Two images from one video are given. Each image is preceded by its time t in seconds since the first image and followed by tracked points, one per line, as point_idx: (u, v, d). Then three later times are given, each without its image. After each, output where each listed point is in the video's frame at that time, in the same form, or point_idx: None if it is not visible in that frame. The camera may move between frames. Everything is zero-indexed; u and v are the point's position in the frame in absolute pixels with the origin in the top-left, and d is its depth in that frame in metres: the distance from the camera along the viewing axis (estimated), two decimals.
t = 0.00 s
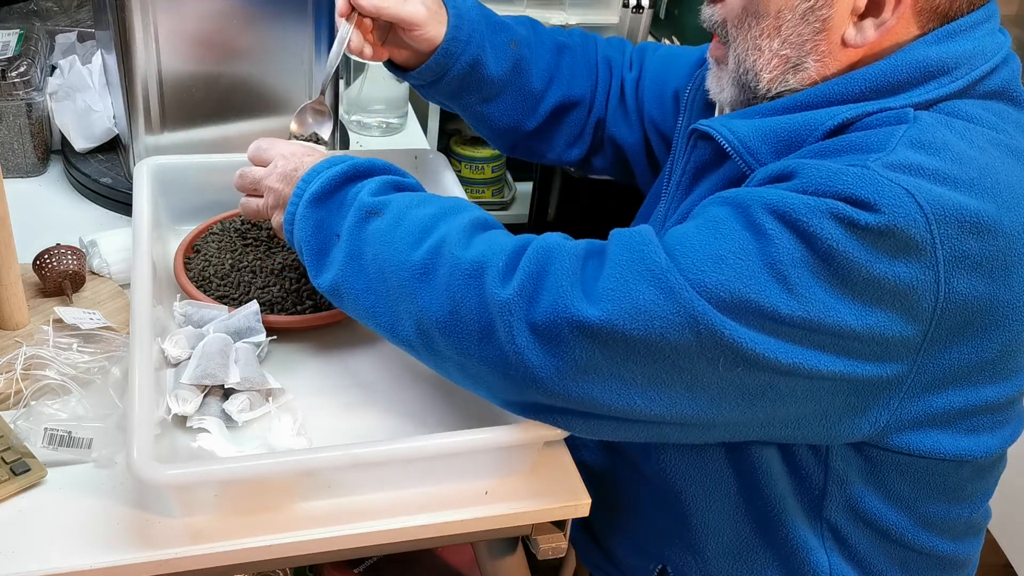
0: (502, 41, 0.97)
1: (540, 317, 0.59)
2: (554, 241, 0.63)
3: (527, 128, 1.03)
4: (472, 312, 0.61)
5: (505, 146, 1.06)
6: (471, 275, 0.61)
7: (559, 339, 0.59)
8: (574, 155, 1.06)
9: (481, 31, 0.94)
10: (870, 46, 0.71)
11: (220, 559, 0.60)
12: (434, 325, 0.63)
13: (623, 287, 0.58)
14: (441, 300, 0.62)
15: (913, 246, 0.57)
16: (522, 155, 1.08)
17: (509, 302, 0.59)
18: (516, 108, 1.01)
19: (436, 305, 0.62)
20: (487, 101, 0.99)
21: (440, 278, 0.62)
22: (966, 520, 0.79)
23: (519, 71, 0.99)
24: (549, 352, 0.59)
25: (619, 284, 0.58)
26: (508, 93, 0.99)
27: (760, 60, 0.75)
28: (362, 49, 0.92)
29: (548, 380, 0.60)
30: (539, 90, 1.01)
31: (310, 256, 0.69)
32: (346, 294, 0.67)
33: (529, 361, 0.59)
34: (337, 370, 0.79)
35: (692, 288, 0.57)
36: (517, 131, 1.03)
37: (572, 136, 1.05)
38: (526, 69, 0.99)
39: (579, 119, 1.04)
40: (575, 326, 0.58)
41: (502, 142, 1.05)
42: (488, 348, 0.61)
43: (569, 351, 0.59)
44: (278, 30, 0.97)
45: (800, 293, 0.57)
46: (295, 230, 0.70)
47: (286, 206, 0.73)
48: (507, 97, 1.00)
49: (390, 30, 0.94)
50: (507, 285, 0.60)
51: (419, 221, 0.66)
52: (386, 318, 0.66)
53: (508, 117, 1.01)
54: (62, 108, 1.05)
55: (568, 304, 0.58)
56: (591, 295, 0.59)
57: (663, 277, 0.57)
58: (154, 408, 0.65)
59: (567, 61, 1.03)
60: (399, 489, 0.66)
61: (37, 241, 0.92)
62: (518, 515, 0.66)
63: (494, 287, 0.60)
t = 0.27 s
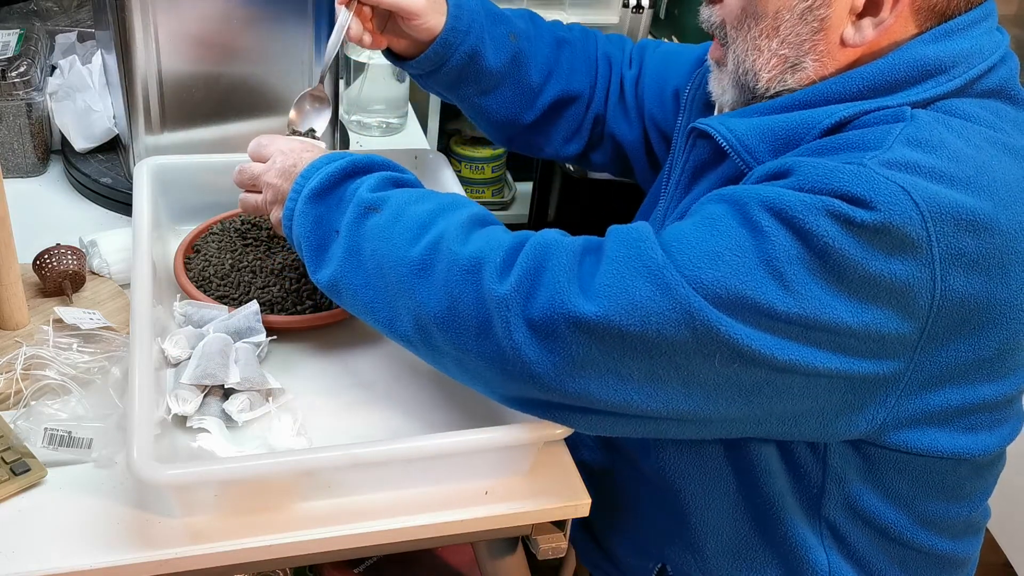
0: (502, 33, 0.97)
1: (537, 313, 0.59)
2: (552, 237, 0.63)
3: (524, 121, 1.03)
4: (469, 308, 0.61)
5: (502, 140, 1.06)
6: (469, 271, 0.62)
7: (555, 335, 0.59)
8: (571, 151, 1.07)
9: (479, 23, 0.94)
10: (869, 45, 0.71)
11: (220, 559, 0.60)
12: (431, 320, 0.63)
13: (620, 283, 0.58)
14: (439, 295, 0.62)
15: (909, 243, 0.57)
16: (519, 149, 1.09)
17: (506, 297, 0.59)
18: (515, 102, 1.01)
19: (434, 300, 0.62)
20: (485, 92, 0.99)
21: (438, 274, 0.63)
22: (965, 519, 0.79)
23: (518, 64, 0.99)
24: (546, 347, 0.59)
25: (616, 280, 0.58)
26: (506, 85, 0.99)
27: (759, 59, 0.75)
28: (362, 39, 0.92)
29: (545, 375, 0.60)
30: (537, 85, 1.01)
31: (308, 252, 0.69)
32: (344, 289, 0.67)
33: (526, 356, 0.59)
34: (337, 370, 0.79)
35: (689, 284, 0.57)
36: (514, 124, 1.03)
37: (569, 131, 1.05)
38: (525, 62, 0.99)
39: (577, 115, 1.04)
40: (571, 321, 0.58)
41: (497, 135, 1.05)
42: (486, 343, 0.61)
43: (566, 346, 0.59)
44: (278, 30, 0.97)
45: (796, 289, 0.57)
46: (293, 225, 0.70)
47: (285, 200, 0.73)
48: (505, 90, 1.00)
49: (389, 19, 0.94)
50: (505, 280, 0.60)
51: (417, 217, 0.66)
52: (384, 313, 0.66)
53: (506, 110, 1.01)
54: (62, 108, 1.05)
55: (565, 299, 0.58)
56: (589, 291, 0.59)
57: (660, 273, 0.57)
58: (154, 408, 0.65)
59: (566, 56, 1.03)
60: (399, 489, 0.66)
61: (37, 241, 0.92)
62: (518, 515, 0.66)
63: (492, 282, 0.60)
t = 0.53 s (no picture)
0: (501, 35, 0.97)
1: (536, 308, 0.59)
2: (551, 233, 0.63)
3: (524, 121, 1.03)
4: (468, 303, 0.61)
5: (501, 138, 1.07)
6: (468, 266, 0.62)
7: (554, 329, 0.59)
8: (569, 150, 1.07)
9: (478, 26, 0.94)
10: (866, 43, 0.71)
11: (220, 559, 0.60)
12: (430, 315, 0.63)
13: (618, 279, 0.58)
14: (438, 290, 0.62)
15: (906, 239, 0.57)
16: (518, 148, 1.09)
17: (505, 292, 0.59)
18: (514, 102, 1.01)
19: (433, 295, 0.62)
20: (485, 94, 0.99)
21: (437, 269, 0.63)
22: (965, 518, 0.79)
23: (518, 65, 0.99)
24: (545, 341, 0.59)
25: (615, 275, 0.58)
26: (506, 87, 0.99)
27: (757, 60, 0.75)
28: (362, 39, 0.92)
29: (543, 370, 0.60)
30: (536, 85, 1.01)
31: (306, 247, 0.69)
32: (342, 284, 0.67)
33: (524, 350, 0.59)
34: (337, 370, 0.79)
35: (686, 280, 0.57)
36: (513, 125, 1.03)
37: (568, 130, 1.05)
38: (524, 63, 0.99)
39: (576, 114, 1.04)
40: (570, 316, 0.58)
41: (496, 135, 1.06)
42: (484, 338, 0.61)
43: (564, 341, 0.59)
44: (277, 30, 0.97)
45: (794, 285, 0.57)
46: (291, 222, 0.70)
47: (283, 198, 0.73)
48: (505, 92, 1.00)
49: (386, 20, 0.93)
50: (504, 275, 0.60)
51: (416, 212, 0.66)
52: (383, 308, 0.66)
53: (505, 111, 1.01)
54: (62, 108, 1.05)
55: (563, 294, 0.58)
56: (587, 286, 0.59)
57: (658, 269, 0.57)
58: (154, 408, 0.65)
59: (565, 56, 1.03)
60: (399, 489, 0.66)
61: (37, 241, 0.92)
62: (518, 515, 0.66)
63: (490, 277, 0.60)
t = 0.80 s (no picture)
0: (503, 32, 0.97)
1: (537, 308, 0.59)
2: (552, 233, 0.63)
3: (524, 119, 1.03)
4: (468, 303, 0.61)
5: (501, 136, 1.07)
6: (469, 266, 0.62)
7: (554, 329, 0.59)
8: (569, 147, 1.07)
9: (481, 24, 0.95)
10: (866, 42, 0.71)
11: (220, 559, 0.60)
12: (430, 315, 0.63)
13: (619, 279, 0.58)
14: (438, 290, 0.62)
15: (907, 239, 0.57)
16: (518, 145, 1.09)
17: (506, 292, 0.59)
18: (514, 100, 1.01)
19: (434, 295, 0.62)
20: (486, 92, 0.99)
21: (437, 268, 0.63)
22: (965, 517, 0.79)
23: (518, 62, 0.99)
24: (545, 341, 0.59)
25: (615, 275, 0.58)
26: (507, 84, 0.99)
27: (755, 61, 0.75)
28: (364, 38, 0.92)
29: (544, 370, 0.60)
30: (536, 82, 1.01)
31: (306, 246, 0.69)
32: (342, 283, 0.67)
33: (525, 350, 0.59)
34: (336, 370, 0.79)
35: (687, 279, 0.57)
36: (513, 121, 1.03)
37: (567, 127, 1.05)
38: (526, 60, 0.99)
39: (575, 111, 1.04)
40: (570, 316, 0.58)
41: (497, 133, 1.06)
42: (485, 338, 0.61)
43: (565, 341, 0.59)
44: (278, 29, 0.97)
45: (794, 285, 0.57)
46: (291, 221, 0.70)
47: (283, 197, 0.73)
48: (506, 89, 1.00)
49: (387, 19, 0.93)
50: (505, 275, 0.60)
51: (417, 212, 0.66)
52: (383, 308, 0.66)
53: (505, 109, 1.01)
54: (62, 108, 1.05)
55: (564, 295, 0.58)
56: (588, 286, 0.59)
57: (659, 269, 0.57)
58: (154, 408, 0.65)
59: (565, 53, 1.03)
60: (399, 489, 0.66)
61: (37, 241, 0.92)
62: (518, 515, 0.66)
63: (491, 277, 0.60)
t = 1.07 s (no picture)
0: (503, 29, 0.97)
1: (538, 310, 0.59)
2: (552, 235, 0.63)
3: (524, 116, 1.03)
4: (469, 305, 0.61)
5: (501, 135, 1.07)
6: (469, 269, 0.62)
7: (555, 332, 0.59)
8: (569, 144, 1.06)
9: (483, 20, 0.94)
10: (867, 44, 0.71)
11: (220, 559, 0.60)
12: (431, 317, 0.63)
13: (619, 282, 0.58)
14: (439, 292, 0.62)
15: (908, 242, 0.57)
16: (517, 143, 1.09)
17: (506, 294, 0.59)
18: (514, 97, 1.01)
19: (434, 297, 0.62)
20: (485, 88, 0.99)
21: (438, 271, 0.63)
22: (966, 518, 0.79)
23: (519, 59, 0.99)
24: (546, 344, 0.59)
25: (616, 278, 0.58)
26: (507, 81, 0.99)
27: (758, 63, 0.75)
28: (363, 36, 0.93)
29: (544, 372, 0.60)
30: (536, 79, 1.01)
31: (307, 247, 0.69)
32: (343, 285, 0.67)
33: (525, 352, 0.60)
34: (337, 370, 0.79)
35: (687, 282, 0.57)
36: (512, 117, 1.03)
37: (567, 124, 1.05)
38: (527, 57, 0.99)
39: (575, 109, 1.04)
40: (571, 319, 0.58)
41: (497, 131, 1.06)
42: (486, 341, 0.61)
43: (565, 344, 0.59)
44: (278, 29, 0.97)
45: (795, 288, 0.57)
46: (292, 221, 0.70)
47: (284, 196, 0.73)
48: (506, 86, 1.00)
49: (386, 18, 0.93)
50: (505, 278, 0.61)
51: (417, 213, 0.66)
52: (384, 310, 0.66)
53: (505, 106, 1.01)
54: (62, 108, 1.05)
55: (563, 299, 0.58)
56: (588, 288, 0.59)
57: (659, 272, 0.57)
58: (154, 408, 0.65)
59: (566, 50, 1.03)
60: (400, 489, 0.66)
61: (37, 241, 0.92)
62: (518, 515, 0.66)
63: (492, 280, 0.60)
